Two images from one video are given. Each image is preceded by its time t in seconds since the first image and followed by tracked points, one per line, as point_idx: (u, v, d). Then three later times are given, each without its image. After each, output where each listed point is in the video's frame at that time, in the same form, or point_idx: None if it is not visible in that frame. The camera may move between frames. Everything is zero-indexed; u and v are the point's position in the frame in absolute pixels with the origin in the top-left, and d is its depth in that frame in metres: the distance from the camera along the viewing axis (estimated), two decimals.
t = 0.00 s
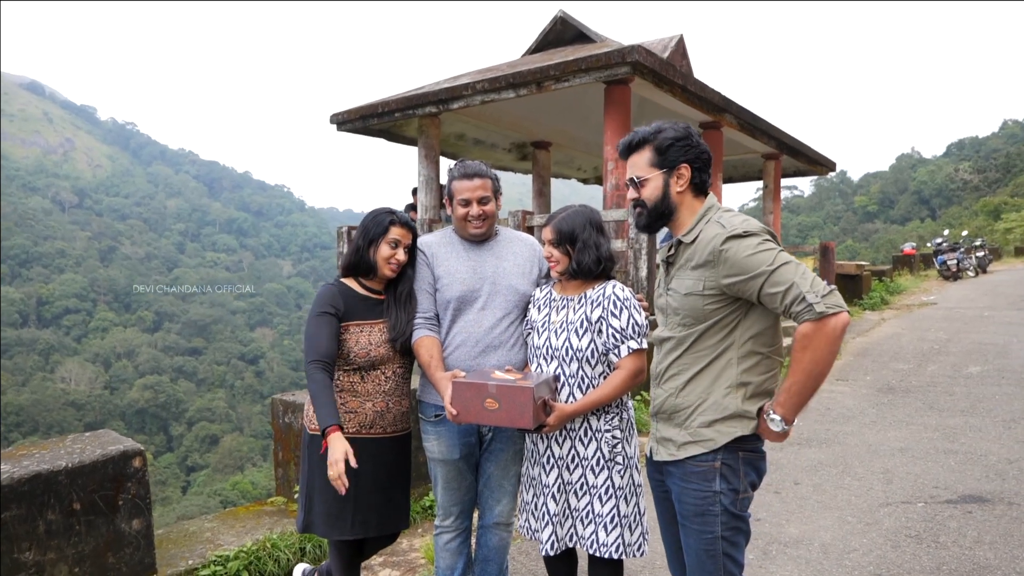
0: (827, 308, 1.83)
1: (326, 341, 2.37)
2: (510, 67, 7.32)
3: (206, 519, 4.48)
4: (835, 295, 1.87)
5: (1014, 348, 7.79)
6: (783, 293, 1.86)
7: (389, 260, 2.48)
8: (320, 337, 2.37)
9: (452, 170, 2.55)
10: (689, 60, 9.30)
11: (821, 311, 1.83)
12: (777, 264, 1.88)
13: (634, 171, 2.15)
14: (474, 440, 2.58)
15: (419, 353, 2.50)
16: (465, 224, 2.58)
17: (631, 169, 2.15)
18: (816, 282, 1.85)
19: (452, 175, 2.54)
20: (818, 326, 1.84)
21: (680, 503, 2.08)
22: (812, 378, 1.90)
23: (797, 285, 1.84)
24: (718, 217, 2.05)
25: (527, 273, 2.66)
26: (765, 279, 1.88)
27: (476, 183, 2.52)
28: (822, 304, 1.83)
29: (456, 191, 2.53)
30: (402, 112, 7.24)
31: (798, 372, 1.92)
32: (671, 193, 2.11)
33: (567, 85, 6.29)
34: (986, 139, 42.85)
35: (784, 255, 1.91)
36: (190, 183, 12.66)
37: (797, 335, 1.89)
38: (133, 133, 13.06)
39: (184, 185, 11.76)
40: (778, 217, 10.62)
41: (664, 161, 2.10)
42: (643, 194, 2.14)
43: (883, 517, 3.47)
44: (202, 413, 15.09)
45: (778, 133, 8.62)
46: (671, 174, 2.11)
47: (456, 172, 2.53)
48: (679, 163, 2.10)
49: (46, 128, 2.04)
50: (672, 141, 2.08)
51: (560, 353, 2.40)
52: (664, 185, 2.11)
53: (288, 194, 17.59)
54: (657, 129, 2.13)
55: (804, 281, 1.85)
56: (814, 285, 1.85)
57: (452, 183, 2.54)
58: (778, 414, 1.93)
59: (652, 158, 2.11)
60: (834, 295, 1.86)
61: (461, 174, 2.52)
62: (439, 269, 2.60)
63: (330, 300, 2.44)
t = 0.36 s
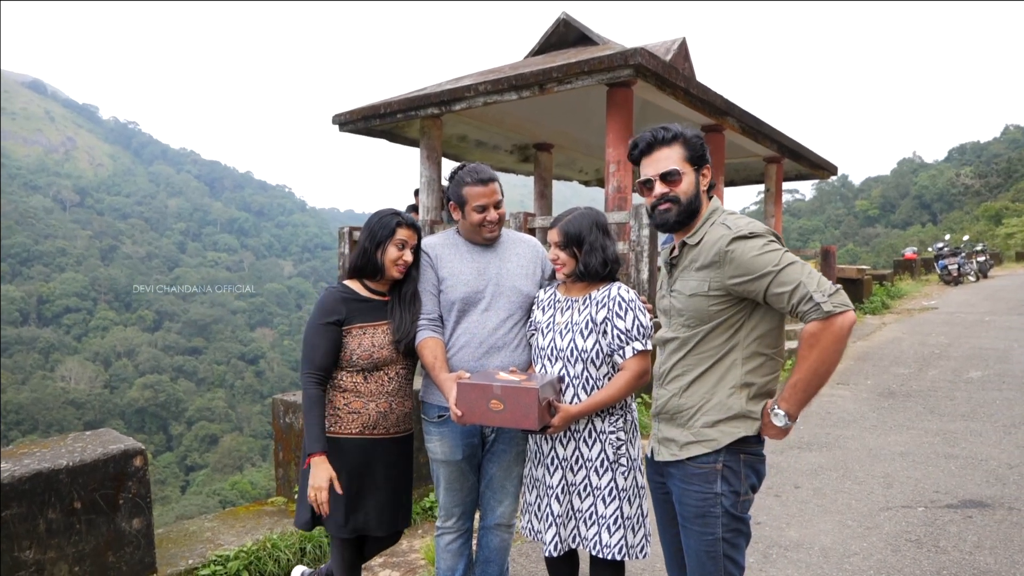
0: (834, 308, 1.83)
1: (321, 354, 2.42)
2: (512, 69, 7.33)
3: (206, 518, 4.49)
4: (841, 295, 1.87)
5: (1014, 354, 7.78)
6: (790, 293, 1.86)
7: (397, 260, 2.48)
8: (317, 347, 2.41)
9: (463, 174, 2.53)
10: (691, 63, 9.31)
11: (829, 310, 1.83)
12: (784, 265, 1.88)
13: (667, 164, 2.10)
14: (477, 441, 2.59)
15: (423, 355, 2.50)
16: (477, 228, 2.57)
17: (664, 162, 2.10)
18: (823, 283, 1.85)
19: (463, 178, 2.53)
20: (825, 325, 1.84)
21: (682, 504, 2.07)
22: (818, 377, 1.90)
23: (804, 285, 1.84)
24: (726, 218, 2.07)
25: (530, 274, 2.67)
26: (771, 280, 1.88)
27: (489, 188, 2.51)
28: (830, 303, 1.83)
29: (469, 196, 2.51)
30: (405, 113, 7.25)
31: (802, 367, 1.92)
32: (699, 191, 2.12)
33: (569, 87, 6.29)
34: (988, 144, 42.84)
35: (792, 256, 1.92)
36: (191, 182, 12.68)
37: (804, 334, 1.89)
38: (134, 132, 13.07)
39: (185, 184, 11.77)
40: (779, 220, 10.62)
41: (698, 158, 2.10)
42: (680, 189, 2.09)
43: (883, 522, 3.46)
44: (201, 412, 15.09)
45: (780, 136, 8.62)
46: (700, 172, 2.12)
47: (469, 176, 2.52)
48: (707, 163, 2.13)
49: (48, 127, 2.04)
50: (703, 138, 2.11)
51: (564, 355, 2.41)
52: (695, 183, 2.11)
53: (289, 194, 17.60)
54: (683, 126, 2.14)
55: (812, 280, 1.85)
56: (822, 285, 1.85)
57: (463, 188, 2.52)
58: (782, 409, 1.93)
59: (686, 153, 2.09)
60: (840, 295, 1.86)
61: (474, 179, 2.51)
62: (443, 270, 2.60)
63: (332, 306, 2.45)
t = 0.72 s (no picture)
0: (837, 306, 1.84)
1: (323, 326, 2.40)
2: (512, 71, 7.33)
3: (205, 520, 4.47)
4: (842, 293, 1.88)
5: (1013, 355, 7.79)
6: (793, 292, 1.86)
7: (404, 255, 2.48)
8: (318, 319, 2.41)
9: (468, 176, 2.53)
10: (690, 64, 9.32)
11: (831, 308, 1.84)
12: (787, 263, 1.89)
13: (674, 168, 2.10)
14: (478, 442, 2.58)
15: (424, 355, 2.50)
16: (483, 231, 2.57)
17: (671, 165, 2.10)
18: (825, 281, 1.86)
19: (469, 180, 2.52)
20: (828, 324, 1.85)
21: (686, 505, 2.07)
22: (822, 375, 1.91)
23: (807, 284, 1.85)
24: (729, 218, 2.07)
25: (531, 276, 2.67)
26: (775, 278, 1.89)
27: (496, 189, 2.52)
28: (832, 301, 1.84)
29: (474, 198, 2.51)
30: (404, 114, 7.25)
31: (807, 370, 1.93)
32: (707, 192, 2.12)
33: (569, 88, 6.29)
34: (986, 145, 42.93)
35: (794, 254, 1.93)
36: (190, 183, 12.67)
37: (807, 333, 1.90)
38: (133, 133, 13.05)
39: (184, 185, 11.76)
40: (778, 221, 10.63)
41: (705, 161, 2.11)
42: (687, 192, 2.09)
43: (883, 523, 3.46)
44: (200, 414, 15.07)
45: (779, 137, 8.64)
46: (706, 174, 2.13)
47: (475, 178, 2.52)
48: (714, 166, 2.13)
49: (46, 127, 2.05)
50: (707, 140, 2.12)
51: (566, 355, 2.40)
52: (702, 185, 2.12)
53: (288, 195, 17.60)
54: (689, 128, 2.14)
55: (814, 279, 1.86)
56: (824, 284, 1.86)
57: (469, 189, 2.51)
58: (786, 413, 1.94)
59: (693, 156, 2.10)
60: (842, 293, 1.88)
61: (480, 180, 2.51)
62: (444, 272, 2.59)
63: (338, 298, 2.47)
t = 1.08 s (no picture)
0: (835, 332, 1.81)
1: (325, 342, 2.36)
2: (510, 74, 7.34)
3: (200, 523, 4.45)
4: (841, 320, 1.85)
5: (1008, 359, 7.81)
6: (791, 312, 1.84)
7: (406, 259, 2.47)
8: (318, 335, 2.36)
9: (462, 178, 2.51)
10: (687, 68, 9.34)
11: (827, 334, 1.82)
12: (788, 281, 1.87)
13: (676, 166, 2.10)
14: (475, 445, 2.57)
15: (422, 359, 2.50)
16: (477, 233, 2.56)
17: (674, 163, 2.10)
18: (825, 305, 1.83)
19: (463, 182, 2.51)
20: (821, 351, 1.83)
21: (686, 509, 2.07)
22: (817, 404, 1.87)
23: (805, 306, 1.83)
24: (735, 224, 2.07)
25: (529, 279, 2.67)
26: (778, 293, 1.87)
27: (491, 192, 2.51)
28: (827, 329, 1.82)
29: (469, 201, 2.50)
30: (401, 117, 7.25)
31: (805, 397, 1.90)
32: (709, 195, 2.12)
33: (566, 92, 6.29)
34: (981, 151, 43.13)
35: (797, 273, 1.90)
36: (186, 185, 12.63)
37: (801, 359, 1.88)
38: (129, 135, 13.01)
39: (181, 187, 11.75)
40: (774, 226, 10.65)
41: (710, 162, 2.10)
42: (687, 191, 2.10)
43: (881, 527, 3.46)
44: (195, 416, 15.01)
45: (776, 142, 8.66)
46: (711, 175, 2.12)
47: (468, 181, 2.50)
48: (718, 168, 2.13)
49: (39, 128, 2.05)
50: (715, 143, 2.11)
51: (564, 359, 2.40)
52: (705, 185, 2.11)
53: (285, 198, 17.58)
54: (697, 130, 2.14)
55: (813, 302, 1.83)
56: (823, 309, 1.83)
57: (463, 192, 2.50)
58: (789, 441, 1.91)
59: (698, 156, 2.10)
60: (840, 321, 1.84)
61: (474, 183, 2.49)
62: (441, 275, 2.59)
63: (336, 310, 2.42)
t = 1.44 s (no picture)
0: (835, 353, 1.78)
1: (330, 335, 2.35)
2: (509, 77, 7.35)
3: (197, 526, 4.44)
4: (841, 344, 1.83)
5: (1006, 363, 7.83)
6: (792, 328, 1.84)
7: (408, 261, 2.47)
8: (322, 331, 2.34)
9: (462, 180, 2.52)
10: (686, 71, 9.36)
11: (828, 354, 1.78)
12: (795, 296, 1.86)
13: (671, 163, 2.14)
14: (474, 448, 2.57)
15: (422, 362, 2.50)
16: (475, 235, 2.56)
17: (668, 161, 2.14)
18: (827, 326, 1.82)
19: (463, 184, 2.51)
20: (815, 368, 1.79)
21: (693, 514, 2.07)
22: (792, 417, 1.80)
23: (809, 326, 1.81)
24: (745, 231, 2.07)
25: (527, 281, 2.66)
26: (781, 306, 1.86)
27: (491, 194, 2.51)
28: (828, 347, 1.78)
29: (469, 203, 2.50)
30: (400, 120, 7.26)
31: (781, 408, 1.82)
32: (703, 192, 2.11)
33: (565, 96, 6.31)
34: (978, 155, 43.27)
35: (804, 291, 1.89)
36: (184, 188, 12.63)
37: (793, 373, 1.83)
38: (127, 138, 13.02)
39: (179, 189, 11.74)
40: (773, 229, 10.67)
41: (705, 159, 2.09)
42: (676, 187, 2.13)
43: (879, 531, 3.46)
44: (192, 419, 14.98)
45: (774, 146, 8.68)
46: (708, 173, 2.11)
47: (468, 183, 2.51)
48: (717, 164, 2.09)
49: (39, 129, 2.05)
50: (713, 141, 2.09)
51: (560, 361, 2.40)
52: (700, 182, 2.11)
53: (283, 200, 17.59)
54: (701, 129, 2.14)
55: (818, 321, 1.82)
56: (826, 328, 1.82)
57: (463, 194, 2.51)
58: (750, 449, 1.84)
59: (692, 154, 2.11)
60: (839, 344, 1.82)
61: (474, 185, 2.50)
62: (441, 277, 2.59)
63: (340, 312, 2.41)
